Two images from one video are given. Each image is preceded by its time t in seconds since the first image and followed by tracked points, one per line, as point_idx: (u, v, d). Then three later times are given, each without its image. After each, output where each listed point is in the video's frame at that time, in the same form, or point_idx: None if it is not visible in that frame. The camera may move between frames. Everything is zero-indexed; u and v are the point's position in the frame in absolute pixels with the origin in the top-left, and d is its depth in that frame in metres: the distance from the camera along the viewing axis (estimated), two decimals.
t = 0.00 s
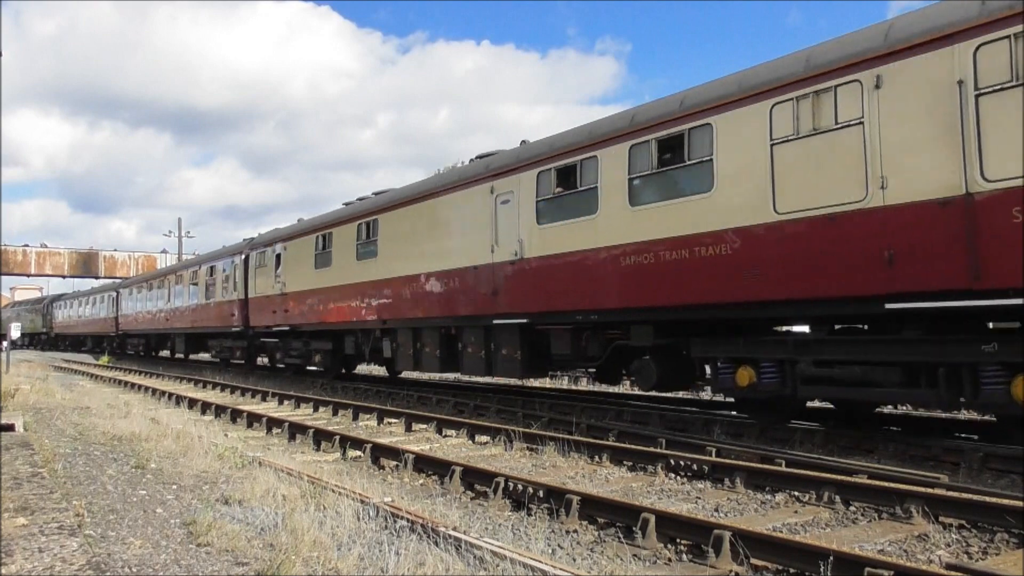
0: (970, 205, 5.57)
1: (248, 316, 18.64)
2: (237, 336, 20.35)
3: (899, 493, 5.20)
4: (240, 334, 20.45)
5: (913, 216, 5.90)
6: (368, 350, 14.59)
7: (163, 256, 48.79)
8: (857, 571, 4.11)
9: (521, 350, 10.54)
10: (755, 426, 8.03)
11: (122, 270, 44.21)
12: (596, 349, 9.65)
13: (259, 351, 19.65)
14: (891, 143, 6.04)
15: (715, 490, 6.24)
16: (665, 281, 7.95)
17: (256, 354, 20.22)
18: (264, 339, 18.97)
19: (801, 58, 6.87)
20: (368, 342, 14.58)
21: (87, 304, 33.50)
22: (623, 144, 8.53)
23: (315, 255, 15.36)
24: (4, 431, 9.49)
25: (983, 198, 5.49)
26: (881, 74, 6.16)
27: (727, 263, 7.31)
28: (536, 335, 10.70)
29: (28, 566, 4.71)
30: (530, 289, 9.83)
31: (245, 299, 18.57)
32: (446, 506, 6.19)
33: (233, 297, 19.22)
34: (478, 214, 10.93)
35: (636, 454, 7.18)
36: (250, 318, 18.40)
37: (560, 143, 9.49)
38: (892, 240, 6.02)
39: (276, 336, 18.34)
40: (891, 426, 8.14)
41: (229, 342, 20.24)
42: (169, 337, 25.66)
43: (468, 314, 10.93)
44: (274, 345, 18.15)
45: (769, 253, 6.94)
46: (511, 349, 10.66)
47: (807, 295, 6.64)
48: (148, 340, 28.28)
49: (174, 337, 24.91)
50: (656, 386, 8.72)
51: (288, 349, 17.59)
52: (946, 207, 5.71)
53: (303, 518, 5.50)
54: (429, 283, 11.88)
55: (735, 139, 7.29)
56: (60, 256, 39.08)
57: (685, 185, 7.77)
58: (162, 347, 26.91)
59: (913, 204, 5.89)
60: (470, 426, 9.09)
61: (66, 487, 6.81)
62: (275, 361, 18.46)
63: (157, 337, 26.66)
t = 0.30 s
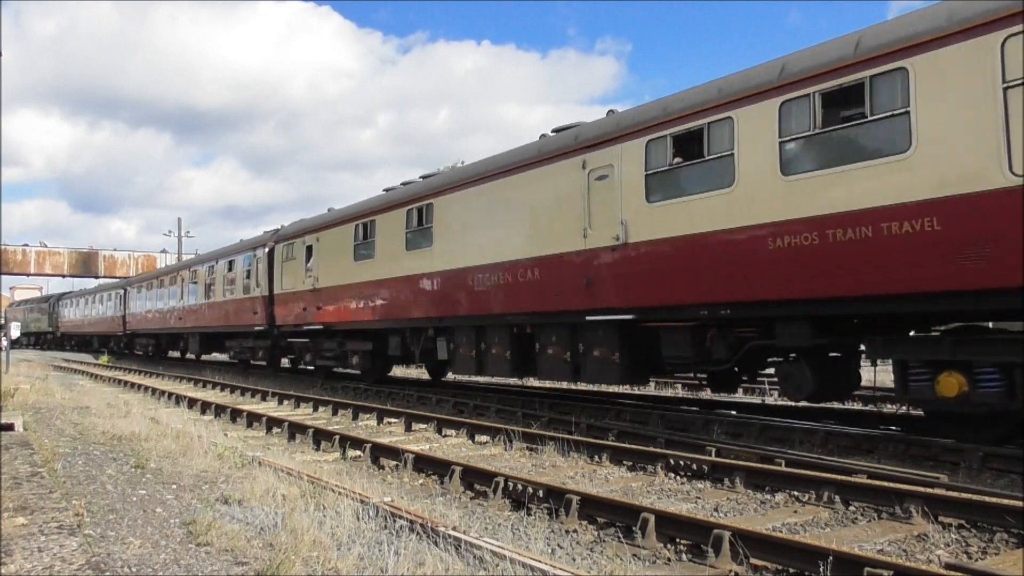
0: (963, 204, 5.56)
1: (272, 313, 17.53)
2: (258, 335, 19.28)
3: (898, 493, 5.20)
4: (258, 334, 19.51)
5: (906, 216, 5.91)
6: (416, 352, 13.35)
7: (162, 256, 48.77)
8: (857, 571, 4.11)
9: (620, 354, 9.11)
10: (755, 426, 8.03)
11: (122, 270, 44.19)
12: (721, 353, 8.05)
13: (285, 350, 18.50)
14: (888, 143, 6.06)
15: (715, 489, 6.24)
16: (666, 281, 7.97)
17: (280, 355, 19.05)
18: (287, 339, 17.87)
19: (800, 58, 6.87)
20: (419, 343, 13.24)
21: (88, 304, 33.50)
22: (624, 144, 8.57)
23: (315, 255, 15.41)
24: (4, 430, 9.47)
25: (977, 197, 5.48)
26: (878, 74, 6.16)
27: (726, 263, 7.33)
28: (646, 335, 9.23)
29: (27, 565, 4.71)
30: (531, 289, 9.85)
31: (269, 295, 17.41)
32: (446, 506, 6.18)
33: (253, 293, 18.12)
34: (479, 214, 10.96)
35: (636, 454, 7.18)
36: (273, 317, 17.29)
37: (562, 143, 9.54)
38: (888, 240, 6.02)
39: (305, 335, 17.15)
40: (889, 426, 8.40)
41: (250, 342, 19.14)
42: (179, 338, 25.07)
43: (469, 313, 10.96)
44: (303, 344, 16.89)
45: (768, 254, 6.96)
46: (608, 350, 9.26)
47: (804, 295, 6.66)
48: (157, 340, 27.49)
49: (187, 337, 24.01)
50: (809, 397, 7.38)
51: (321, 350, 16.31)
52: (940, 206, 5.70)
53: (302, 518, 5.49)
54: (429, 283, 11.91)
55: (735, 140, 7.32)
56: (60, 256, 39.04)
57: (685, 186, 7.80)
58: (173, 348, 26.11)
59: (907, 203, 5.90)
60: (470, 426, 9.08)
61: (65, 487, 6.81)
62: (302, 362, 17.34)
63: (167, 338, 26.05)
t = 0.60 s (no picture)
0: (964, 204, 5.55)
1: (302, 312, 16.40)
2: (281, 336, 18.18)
3: (898, 493, 5.20)
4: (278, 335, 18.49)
5: (909, 216, 5.89)
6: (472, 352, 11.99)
7: (162, 255, 48.75)
8: (857, 571, 4.11)
9: (739, 352, 7.65)
10: (755, 426, 8.03)
11: (121, 270, 44.20)
12: (882, 352, 6.60)
13: (314, 350, 17.39)
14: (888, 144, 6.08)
15: (714, 489, 6.24)
16: (666, 281, 7.95)
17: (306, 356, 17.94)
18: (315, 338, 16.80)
19: (801, 58, 6.89)
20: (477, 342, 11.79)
21: (89, 304, 33.53)
22: (623, 144, 8.56)
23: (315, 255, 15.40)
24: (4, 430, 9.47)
25: (977, 198, 5.47)
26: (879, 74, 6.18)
27: (727, 263, 7.31)
28: (774, 333, 7.76)
29: (26, 565, 4.71)
30: (531, 289, 9.83)
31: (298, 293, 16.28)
32: (445, 506, 6.18)
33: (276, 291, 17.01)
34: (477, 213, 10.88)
35: (636, 454, 7.18)
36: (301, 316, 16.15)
37: (560, 143, 9.50)
38: (889, 240, 6.01)
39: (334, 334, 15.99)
40: (888, 426, 8.40)
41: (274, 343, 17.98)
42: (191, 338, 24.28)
43: (467, 314, 10.96)
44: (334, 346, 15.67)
45: (765, 256, 6.98)
46: (725, 353, 7.75)
47: (805, 296, 6.65)
48: (165, 341, 26.67)
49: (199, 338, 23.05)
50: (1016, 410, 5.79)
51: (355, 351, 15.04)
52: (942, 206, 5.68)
53: (302, 518, 5.49)
54: (428, 283, 11.90)
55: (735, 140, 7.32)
56: (60, 255, 38.99)
57: (684, 186, 7.79)
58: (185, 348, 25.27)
59: (909, 203, 5.89)
60: (470, 426, 9.07)
61: (65, 486, 6.81)
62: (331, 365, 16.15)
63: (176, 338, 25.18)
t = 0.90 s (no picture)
0: (965, 203, 5.57)
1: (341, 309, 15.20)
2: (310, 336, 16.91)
3: (897, 493, 5.20)
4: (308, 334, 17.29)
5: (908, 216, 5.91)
6: (554, 355, 10.54)
7: (162, 255, 48.73)
8: (857, 570, 4.11)
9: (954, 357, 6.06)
10: (754, 426, 8.03)
11: (121, 269, 44.17)
12: None
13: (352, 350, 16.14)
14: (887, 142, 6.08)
15: (714, 489, 6.23)
16: (665, 280, 7.95)
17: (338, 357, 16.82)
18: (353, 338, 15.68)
19: (800, 58, 6.89)
20: (557, 337, 10.40)
21: (90, 303, 33.52)
22: (620, 143, 8.56)
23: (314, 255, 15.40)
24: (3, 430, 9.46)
25: (978, 196, 5.49)
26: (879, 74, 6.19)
27: (727, 262, 7.32)
28: (988, 330, 6.23)
29: (26, 565, 4.71)
30: (529, 289, 9.83)
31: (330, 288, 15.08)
32: (445, 506, 6.18)
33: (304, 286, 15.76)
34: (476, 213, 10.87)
35: (636, 454, 7.17)
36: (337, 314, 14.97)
37: (556, 143, 9.49)
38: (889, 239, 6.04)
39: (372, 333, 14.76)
40: (887, 426, 8.40)
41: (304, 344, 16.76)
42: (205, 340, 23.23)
43: (467, 314, 10.95)
44: (377, 348, 14.40)
45: (765, 255, 6.98)
46: (921, 354, 6.22)
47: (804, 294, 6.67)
48: (176, 344, 25.75)
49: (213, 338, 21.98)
50: None
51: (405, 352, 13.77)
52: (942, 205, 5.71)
53: (302, 518, 5.49)
54: (427, 283, 11.91)
55: (733, 139, 7.32)
56: (59, 255, 38.95)
57: (683, 184, 7.78)
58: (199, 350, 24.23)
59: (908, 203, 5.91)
60: (470, 426, 9.07)
61: (65, 486, 6.81)
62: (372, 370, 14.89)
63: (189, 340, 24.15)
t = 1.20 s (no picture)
0: (958, 203, 5.58)
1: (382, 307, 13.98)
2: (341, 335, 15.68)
3: (896, 493, 5.20)
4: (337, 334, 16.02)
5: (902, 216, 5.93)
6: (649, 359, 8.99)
7: (161, 255, 48.71)
8: (856, 571, 4.11)
9: None
10: (753, 426, 8.04)
11: (121, 269, 44.14)
12: None
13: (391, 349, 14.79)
14: (882, 143, 6.08)
15: (712, 489, 6.24)
16: (663, 280, 7.99)
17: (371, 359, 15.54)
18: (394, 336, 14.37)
19: (796, 58, 6.86)
20: (655, 335, 8.77)
21: (90, 302, 33.51)
22: (619, 143, 8.55)
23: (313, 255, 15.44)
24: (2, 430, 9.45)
25: (971, 197, 5.51)
26: (873, 74, 6.16)
27: (724, 262, 7.35)
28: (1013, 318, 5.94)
29: (25, 565, 4.72)
30: (530, 288, 9.85)
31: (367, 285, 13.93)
32: (444, 506, 6.18)
33: (336, 283, 14.54)
34: (477, 213, 10.89)
35: (635, 454, 7.18)
36: (374, 313, 13.82)
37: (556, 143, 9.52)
38: (883, 239, 6.07)
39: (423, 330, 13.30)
40: (886, 426, 8.41)
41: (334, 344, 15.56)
42: (220, 340, 22.14)
43: (466, 314, 10.96)
44: (428, 348, 12.96)
45: (763, 253, 6.99)
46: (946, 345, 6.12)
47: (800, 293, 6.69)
48: (188, 344, 24.60)
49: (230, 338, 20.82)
50: None
51: (461, 352, 12.26)
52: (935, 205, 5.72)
53: (301, 518, 5.49)
54: (426, 284, 11.94)
55: (730, 140, 7.30)
56: (57, 255, 38.87)
57: (681, 184, 7.78)
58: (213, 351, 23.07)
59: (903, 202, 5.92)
60: (469, 426, 9.07)
61: (64, 486, 6.81)
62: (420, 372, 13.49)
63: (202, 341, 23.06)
